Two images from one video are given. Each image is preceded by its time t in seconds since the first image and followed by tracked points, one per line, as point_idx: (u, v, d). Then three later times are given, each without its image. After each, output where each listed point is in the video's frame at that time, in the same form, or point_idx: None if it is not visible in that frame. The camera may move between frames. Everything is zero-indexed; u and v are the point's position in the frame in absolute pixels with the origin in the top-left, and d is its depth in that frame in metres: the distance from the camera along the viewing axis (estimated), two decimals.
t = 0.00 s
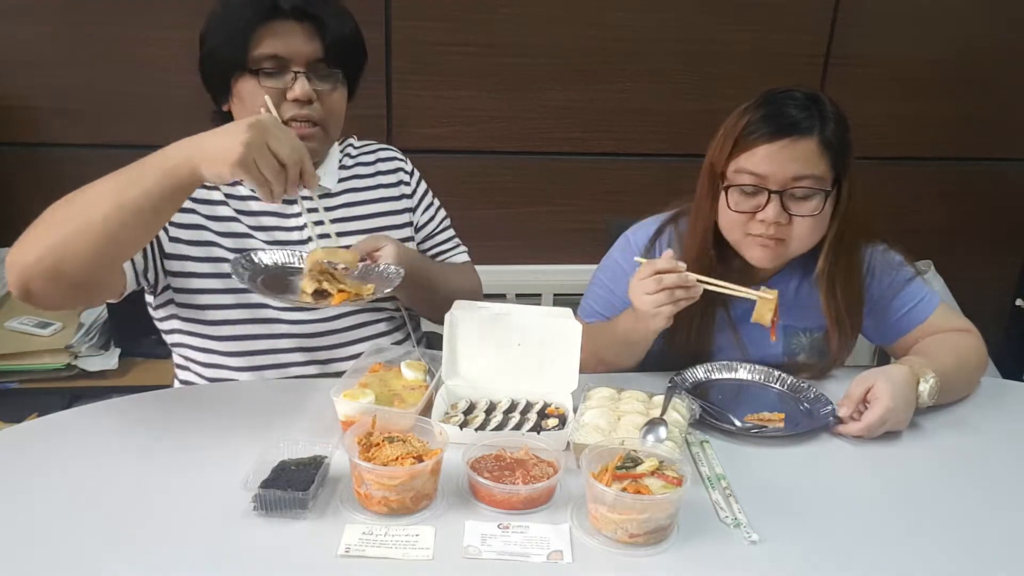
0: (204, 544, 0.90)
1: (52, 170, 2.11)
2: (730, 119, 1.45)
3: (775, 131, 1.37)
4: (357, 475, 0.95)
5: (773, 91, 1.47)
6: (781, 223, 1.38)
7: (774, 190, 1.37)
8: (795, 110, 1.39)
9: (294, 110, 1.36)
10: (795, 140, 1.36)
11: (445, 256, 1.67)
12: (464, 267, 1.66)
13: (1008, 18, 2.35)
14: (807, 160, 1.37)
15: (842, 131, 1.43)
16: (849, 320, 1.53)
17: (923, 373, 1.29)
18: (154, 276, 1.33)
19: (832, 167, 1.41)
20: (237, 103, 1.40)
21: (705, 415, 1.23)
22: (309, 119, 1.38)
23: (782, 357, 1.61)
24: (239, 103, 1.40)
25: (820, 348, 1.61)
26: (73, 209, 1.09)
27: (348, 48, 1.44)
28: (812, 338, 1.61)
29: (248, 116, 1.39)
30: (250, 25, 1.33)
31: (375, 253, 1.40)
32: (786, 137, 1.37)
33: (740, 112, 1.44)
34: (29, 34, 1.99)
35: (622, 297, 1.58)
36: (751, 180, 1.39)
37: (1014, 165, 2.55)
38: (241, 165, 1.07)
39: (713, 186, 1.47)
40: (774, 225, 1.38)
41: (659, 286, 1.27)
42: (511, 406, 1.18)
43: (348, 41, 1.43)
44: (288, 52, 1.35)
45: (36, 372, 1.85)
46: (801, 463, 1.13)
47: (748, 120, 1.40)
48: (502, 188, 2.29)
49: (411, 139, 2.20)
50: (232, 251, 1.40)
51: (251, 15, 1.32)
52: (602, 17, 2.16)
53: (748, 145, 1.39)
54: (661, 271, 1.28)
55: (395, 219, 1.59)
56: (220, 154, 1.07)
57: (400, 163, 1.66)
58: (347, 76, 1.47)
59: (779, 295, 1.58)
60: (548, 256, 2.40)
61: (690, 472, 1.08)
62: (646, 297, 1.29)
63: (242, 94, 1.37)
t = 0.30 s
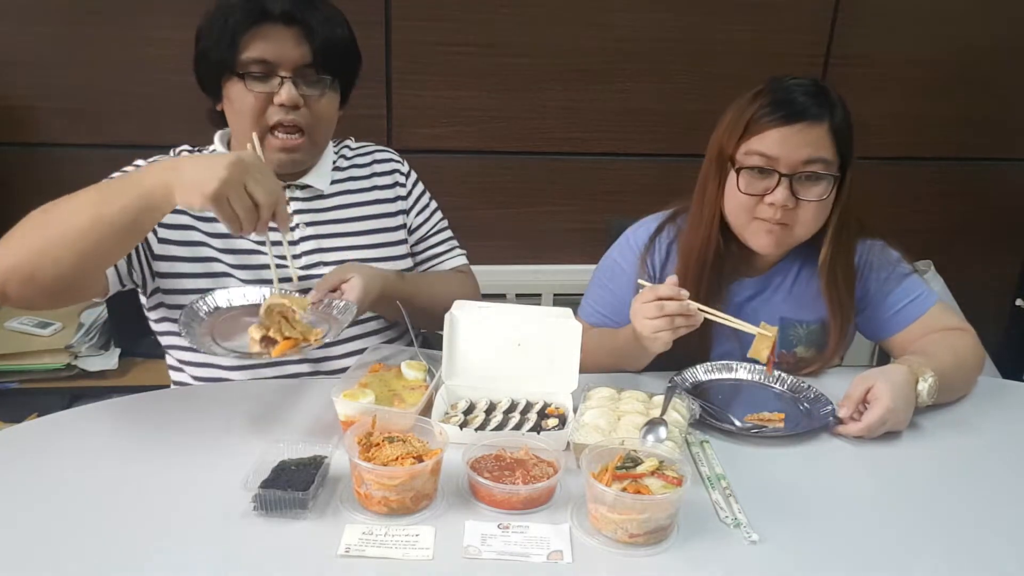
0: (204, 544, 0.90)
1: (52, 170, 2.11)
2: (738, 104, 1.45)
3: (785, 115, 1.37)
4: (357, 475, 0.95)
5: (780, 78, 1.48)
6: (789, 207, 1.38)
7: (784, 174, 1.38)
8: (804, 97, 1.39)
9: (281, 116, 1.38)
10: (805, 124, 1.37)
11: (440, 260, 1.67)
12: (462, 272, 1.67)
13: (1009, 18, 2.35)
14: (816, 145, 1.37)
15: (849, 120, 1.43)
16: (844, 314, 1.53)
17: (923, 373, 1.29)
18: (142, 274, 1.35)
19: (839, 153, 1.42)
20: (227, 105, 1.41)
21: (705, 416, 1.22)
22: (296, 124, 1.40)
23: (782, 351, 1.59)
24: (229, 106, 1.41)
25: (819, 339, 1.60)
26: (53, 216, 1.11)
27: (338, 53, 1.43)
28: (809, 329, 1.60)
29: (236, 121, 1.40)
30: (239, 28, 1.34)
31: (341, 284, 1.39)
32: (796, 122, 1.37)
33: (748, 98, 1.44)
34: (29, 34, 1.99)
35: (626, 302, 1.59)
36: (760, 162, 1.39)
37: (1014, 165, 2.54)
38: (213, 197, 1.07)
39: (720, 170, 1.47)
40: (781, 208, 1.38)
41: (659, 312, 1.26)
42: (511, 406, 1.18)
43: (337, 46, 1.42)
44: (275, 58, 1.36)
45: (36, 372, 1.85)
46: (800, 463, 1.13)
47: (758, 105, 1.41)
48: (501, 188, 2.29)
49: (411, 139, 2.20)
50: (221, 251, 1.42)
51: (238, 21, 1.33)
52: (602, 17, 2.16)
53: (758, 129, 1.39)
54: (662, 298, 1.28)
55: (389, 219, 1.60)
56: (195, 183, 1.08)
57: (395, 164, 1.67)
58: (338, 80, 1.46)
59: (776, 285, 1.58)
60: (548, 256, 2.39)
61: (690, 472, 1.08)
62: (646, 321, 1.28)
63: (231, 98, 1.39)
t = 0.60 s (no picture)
0: (203, 544, 0.90)
1: (52, 170, 2.11)
2: (737, 100, 1.45)
3: (783, 111, 1.37)
4: (357, 475, 0.95)
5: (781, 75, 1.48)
6: (785, 202, 1.37)
7: (781, 169, 1.37)
8: (802, 93, 1.39)
9: (275, 102, 1.36)
10: (802, 120, 1.37)
11: (439, 266, 1.68)
12: (461, 280, 1.69)
13: (1009, 18, 2.35)
14: (813, 141, 1.37)
15: (847, 117, 1.43)
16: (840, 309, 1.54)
17: (922, 373, 1.29)
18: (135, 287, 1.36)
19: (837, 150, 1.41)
20: (225, 95, 1.40)
21: (704, 417, 1.22)
22: (290, 111, 1.37)
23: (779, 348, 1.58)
24: (226, 95, 1.40)
25: (817, 335, 1.59)
26: (38, 258, 1.13)
27: (338, 45, 1.42)
28: (807, 325, 1.59)
29: (232, 109, 1.39)
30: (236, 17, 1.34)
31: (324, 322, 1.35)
32: (794, 117, 1.37)
33: (748, 94, 1.44)
34: (29, 34, 1.99)
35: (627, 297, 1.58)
36: (759, 158, 1.39)
37: (1014, 165, 2.54)
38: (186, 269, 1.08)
39: (718, 164, 1.47)
40: (778, 204, 1.38)
41: (657, 328, 1.26)
42: (511, 406, 1.18)
43: (338, 37, 1.41)
44: (271, 43, 1.35)
45: (35, 372, 1.85)
46: (800, 463, 1.13)
47: (756, 100, 1.41)
48: (501, 188, 2.29)
49: (412, 139, 2.20)
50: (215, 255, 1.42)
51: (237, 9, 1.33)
52: (602, 17, 2.16)
53: (756, 124, 1.40)
54: (660, 313, 1.29)
55: (390, 224, 1.61)
56: (173, 253, 1.08)
57: (396, 168, 1.68)
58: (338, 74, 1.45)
59: (773, 283, 1.58)
60: (548, 256, 2.39)
61: (690, 473, 1.08)
62: (646, 338, 1.28)
63: (228, 86, 1.38)
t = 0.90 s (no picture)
0: (204, 545, 0.90)
1: (52, 170, 2.11)
2: (739, 111, 1.43)
3: (786, 133, 1.35)
4: (357, 475, 0.95)
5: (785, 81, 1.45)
6: (786, 221, 1.39)
7: (783, 190, 1.37)
8: (807, 110, 1.37)
9: (274, 95, 1.35)
10: (806, 142, 1.35)
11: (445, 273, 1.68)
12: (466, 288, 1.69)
13: (1009, 18, 2.35)
14: (816, 162, 1.36)
15: (850, 131, 1.42)
16: (841, 303, 1.54)
17: (922, 373, 1.29)
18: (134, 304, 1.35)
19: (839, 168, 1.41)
20: (223, 92, 1.40)
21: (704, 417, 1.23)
22: (290, 105, 1.37)
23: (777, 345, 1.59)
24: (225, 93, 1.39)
25: (815, 334, 1.59)
26: (24, 289, 1.14)
27: (338, 39, 1.42)
28: (805, 323, 1.59)
29: (231, 106, 1.38)
30: (233, 14, 1.34)
31: (328, 341, 1.35)
32: (796, 139, 1.35)
33: (751, 106, 1.41)
34: (30, 34, 1.99)
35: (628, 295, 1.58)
36: (760, 178, 1.39)
37: (1014, 165, 2.54)
38: (160, 283, 1.08)
39: (720, 178, 1.46)
40: (779, 223, 1.39)
41: (659, 330, 1.26)
42: (511, 406, 1.18)
43: (338, 32, 1.41)
44: (270, 37, 1.34)
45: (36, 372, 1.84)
46: (801, 463, 1.13)
47: (759, 116, 1.39)
48: (501, 188, 2.29)
49: (412, 139, 2.20)
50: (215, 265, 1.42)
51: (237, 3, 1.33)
52: (602, 17, 2.16)
53: (759, 142, 1.38)
54: (662, 315, 1.29)
55: (394, 230, 1.60)
56: (141, 266, 1.08)
57: (403, 173, 1.67)
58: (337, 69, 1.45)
59: (773, 282, 1.58)
60: (548, 256, 2.39)
61: (689, 473, 1.08)
62: (647, 339, 1.28)
63: (227, 83, 1.37)
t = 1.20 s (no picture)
0: (204, 544, 0.90)
1: (52, 170, 2.11)
2: (745, 111, 1.42)
3: (792, 136, 1.35)
4: (357, 475, 0.95)
5: (790, 81, 1.45)
6: (790, 222, 1.39)
7: (787, 193, 1.38)
8: (811, 113, 1.37)
9: (279, 101, 1.33)
10: (812, 144, 1.36)
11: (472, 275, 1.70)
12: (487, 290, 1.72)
13: (1009, 18, 2.35)
14: (821, 164, 1.37)
15: (856, 131, 1.42)
16: (845, 302, 1.54)
17: (923, 373, 1.29)
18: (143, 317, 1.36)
19: (844, 169, 1.41)
20: (228, 100, 1.38)
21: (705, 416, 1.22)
22: (295, 110, 1.34)
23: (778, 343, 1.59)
24: (229, 100, 1.38)
25: (817, 333, 1.58)
26: (63, 358, 1.28)
27: (341, 37, 1.40)
28: (807, 321, 1.58)
29: (237, 113, 1.37)
30: (234, 18, 1.34)
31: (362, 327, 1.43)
32: (802, 142, 1.35)
33: (757, 108, 1.41)
34: (30, 34, 1.99)
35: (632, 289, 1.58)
36: (765, 180, 1.39)
37: (1015, 166, 2.54)
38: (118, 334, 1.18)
39: (726, 181, 1.45)
40: (782, 224, 1.40)
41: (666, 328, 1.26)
42: (511, 406, 1.18)
43: (341, 31, 1.40)
44: (271, 39, 1.34)
45: (36, 373, 1.81)
46: (802, 463, 1.13)
47: (765, 118, 1.38)
48: (501, 188, 2.29)
49: (411, 139, 2.20)
50: (220, 283, 1.41)
51: (237, 4, 1.33)
52: (602, 18, 2.16)
53: (764, 144, 1.38)
54: (671, 314, 1.28)
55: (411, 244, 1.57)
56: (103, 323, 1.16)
57: (421, 186, 1.62)
58: (343, 69, 1.43)
59: (775, 279, 1.58)
60: (548, 256, 2.39)
61: (690, 473, 1.08)
62: (652, 337, 1.28)
63: (231, 90, 1.36)
